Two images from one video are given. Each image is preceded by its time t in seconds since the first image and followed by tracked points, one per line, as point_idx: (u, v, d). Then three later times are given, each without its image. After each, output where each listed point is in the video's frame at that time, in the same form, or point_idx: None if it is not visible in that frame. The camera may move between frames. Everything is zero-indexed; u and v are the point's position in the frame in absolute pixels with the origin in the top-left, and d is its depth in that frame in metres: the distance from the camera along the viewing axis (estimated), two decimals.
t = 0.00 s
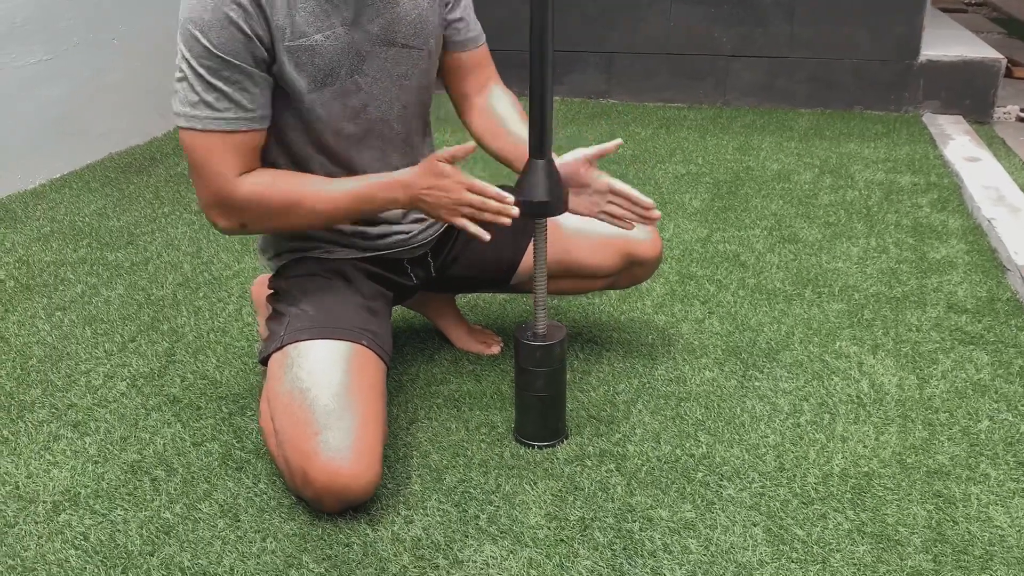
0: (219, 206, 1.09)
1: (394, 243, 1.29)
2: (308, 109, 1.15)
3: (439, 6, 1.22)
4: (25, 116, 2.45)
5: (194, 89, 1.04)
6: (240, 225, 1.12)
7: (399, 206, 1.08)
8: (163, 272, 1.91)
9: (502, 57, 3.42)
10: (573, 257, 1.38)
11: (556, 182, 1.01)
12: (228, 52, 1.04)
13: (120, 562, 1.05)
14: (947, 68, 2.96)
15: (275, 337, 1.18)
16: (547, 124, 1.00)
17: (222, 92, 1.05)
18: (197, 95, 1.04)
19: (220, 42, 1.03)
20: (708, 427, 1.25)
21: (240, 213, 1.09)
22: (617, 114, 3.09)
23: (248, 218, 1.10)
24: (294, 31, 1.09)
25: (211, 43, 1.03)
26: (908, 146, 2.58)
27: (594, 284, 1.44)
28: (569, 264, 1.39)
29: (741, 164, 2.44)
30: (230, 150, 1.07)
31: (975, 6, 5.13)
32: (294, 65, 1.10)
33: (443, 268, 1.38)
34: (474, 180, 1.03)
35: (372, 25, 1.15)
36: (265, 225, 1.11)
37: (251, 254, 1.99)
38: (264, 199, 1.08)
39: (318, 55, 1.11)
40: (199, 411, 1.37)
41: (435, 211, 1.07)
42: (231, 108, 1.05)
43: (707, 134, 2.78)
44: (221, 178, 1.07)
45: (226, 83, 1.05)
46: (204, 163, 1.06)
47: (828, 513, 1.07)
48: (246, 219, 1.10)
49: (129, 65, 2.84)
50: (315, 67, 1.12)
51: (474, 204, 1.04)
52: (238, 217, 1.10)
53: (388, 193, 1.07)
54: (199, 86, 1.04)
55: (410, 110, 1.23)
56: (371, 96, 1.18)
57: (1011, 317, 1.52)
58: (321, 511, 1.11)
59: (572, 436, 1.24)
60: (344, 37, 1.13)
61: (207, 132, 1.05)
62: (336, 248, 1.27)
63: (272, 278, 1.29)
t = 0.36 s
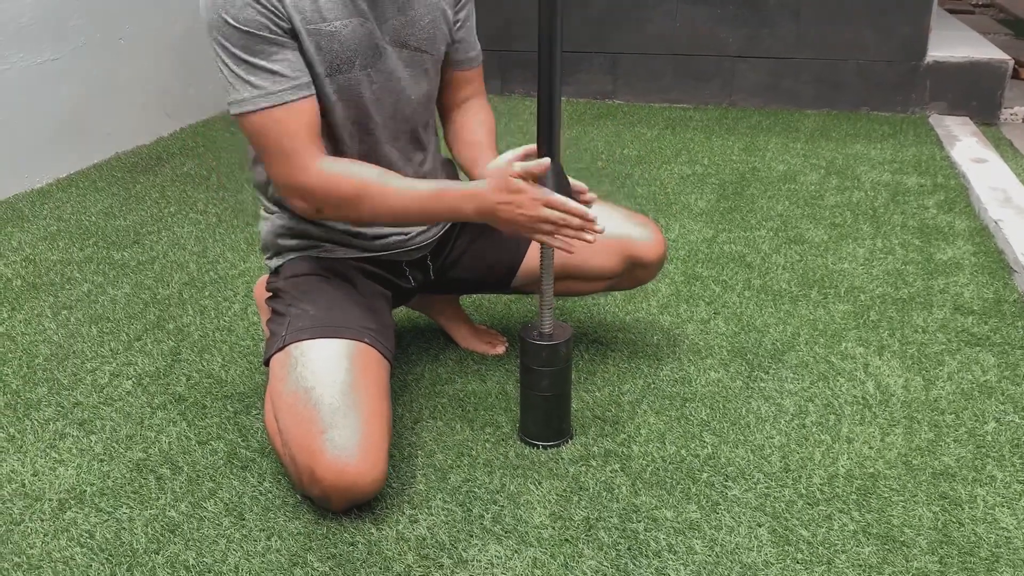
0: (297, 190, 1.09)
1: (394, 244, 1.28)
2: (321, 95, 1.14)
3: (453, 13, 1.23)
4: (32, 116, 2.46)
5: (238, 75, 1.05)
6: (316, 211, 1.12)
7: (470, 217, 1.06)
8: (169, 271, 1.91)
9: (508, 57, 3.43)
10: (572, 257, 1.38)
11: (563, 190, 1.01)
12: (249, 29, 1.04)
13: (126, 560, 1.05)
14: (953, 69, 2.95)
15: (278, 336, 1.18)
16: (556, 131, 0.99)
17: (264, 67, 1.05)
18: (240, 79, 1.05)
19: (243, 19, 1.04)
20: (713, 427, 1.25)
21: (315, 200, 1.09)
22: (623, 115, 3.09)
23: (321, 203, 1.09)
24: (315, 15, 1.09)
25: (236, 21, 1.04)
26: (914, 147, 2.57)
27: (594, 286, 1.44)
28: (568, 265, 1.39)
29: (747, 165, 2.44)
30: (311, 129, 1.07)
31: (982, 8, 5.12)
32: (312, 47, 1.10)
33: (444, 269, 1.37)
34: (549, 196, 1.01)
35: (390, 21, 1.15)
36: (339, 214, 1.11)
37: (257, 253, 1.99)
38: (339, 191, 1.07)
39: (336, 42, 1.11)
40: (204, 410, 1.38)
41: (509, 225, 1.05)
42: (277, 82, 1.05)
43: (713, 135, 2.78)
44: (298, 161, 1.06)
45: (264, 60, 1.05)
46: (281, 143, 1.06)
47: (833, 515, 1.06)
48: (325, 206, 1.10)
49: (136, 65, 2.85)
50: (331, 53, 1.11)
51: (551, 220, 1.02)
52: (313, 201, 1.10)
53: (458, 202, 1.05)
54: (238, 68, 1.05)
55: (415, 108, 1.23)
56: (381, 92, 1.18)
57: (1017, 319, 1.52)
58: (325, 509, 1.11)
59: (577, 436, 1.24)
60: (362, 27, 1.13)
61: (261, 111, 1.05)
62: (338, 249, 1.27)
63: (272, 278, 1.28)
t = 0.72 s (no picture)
0: (221, 186, 1.08)
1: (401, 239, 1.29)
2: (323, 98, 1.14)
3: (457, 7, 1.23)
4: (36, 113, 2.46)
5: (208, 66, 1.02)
6: (236, 205, 1.10)
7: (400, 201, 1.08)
8: (173, 268, 1.91)
9: (512, 55, 3.42)
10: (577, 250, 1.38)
11: (568, 190, 1.01)
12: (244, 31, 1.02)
13: (130, 556, 1.05)
14: (959, 68, 2.94)
15: (283, 333, 1.18)
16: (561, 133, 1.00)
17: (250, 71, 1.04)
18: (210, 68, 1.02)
19: (235, 19, 1.02)
20: (719, 425, 1.25)
21: (235, 191, 1.08)
22: (627, 113, 3.09)
23: (244, 198, 1.09)
24: (312, 19, 1.09)
25: (227, 20, 1.01)
26: (919, 146, 2.56)
27: (601, 277, 1.43)
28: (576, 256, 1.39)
29: (752, 163, 2.43)
30: (231, 130, 1.05)
31: (987, 7, 5.11)
32: (310, 51, 1.10)
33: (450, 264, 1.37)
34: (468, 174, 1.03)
35: (388, 22, 1.15)
36: (260, 208, 1.10)
37: (261, 251, 1.99)
38: (259, 177, 1.06)
39: (334, 45, 1.12)
40: (209, 407, 1.38)
41: (428, 206, 1.07)
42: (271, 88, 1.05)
43: (717, 133, 2.77)
44: (219, 159, 1.05)
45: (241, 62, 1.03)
46: (201, 141, 1.05)
47: (840, 513, 1.06)
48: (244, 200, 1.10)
49: (140, 62, 2.85)
50: (329, 56, 1.12)
51: (469, 200, 1.03)
52: (234, 197, 1.09)
53: (391, 186, 1.07)
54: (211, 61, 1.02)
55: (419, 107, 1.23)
56: (382, 92, 1.18)
57: None
58: (330, 506, 1.10)
59: (582, 434, 1.24)
60: (360, 30, 1.13)
61: (201, 106, 1.03)
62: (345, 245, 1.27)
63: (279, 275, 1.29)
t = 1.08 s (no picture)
0: (301, 197, 1.09)
1: (404, 243, 1.29)
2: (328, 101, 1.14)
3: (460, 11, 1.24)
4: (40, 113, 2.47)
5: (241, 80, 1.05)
6: (324, 217, 1.12)
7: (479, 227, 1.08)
8: (176, 269, 1.92)
9: (515, 56, 3.43)
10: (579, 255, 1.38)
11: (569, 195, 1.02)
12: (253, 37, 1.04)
13: (133, 556, 1.05)
14: (961, 69, 2.94)
15: (285, 335, 1.18)
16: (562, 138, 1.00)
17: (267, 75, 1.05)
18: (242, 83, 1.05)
19: (245, 28, 1.03)
20: (720, 427, 1.25)
21: (323, 205, 1.09)
22: (629, 114, 3.09)
23: (333, 211, 1.10)
24: (320, 20, 1.09)
25: (238, 30, 1.03)
26: (921, 147, 2.56)
27: (602, 286, 1.44)
28: (578, 265, 1.39)
29: (754, 164, 2.43)
30: (316, 137, 1.07)
31: (990, 8, 5.11)
32: (317, 53, 1.10)
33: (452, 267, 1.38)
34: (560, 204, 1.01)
35: (394, 24, 1.15)
36: (350, 222, 1.11)
37: (264, 251, 1.99)
38: (343, 197, 1.07)
39: (341, 46, 1.11)
40: (211, 407, 1.38)
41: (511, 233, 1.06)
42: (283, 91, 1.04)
43: (719, 134, 2.77)
44: (305, 171, 1.07)
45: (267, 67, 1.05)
46: (280, 153, 1.06)
47: (841, 514, 1.06)
48: (333, 214, 1.11)
49: (144, 63, 2.85)
50: (337, 58, 1.11)
51: (552, 228, 1.02)
52: (321, 209, 1.10)
53: (467, 210, 1.06)
54: (244, 76, 1.05)
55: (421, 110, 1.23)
56: (388, 93, 1.18)
57: None
58: (332, 507, 1.11)
59: (584, 435, 1.24)
60: (368, 31, 1.12)
61: (278, 118, 1.05)
62: (346, 247, 1.27)
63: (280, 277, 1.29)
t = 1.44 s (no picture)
0: (226, 197, 1.09)
1: (406, 245, 1.30)
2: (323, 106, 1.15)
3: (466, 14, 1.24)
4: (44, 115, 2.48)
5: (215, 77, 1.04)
6: (243, 216, 1.12)
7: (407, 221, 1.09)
8: (178, 270, 1.93)
9: (517, 58, 3.44)
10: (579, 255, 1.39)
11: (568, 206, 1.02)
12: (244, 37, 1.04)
13: (135, 555, 1.06)
14: (962, 71, 2.95)
15: (288, 335, 1.19)
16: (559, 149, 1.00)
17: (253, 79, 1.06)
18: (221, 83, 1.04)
19: (240, 29, 1.03)
20: (719, 427, 1.25)
21: (245, 204, 1.10)
22: (630, 116, 3.10)
23: (250, 209, 1.10)
24: (318, 27, 1.09)
25: (231, 30, 1.03)
26: (922, 149, 2.57)
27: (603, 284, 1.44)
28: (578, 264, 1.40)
29: (755, 166, 2.44)
30: (248, 140, 1.08)
31: (991, 10, 5.11)
32: (314, 59, 1.11)
33: (454, 269, 1.38)
34: (479, 200, 1.04)
35: (396, 30, 1.16)
36: (268, 219, 1.12)
37: (266, 253, 2.00)
38: (266, 196, 1.08)
39: (340, 54, 1.12)
40: (214, 407, 1.39)
41: (433, 229, 1.08)
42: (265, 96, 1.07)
43: (721, 136, 2.78)
44: (228, 170, 1.07)
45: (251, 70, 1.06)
46: (217, 151, 1.06)
47: (839, 515, 1.07)
48: (249, 213, 1.11)
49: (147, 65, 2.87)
50: (336, 65, 1.13)
51: (471, 224, 1.05)
52: (240, 209, 1.11)
53: (394, 207, 1.08)
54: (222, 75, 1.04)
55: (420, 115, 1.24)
56: (387, 99, 1.19)
57: None
58: (332, 507, 1.12)
59: (583, 436, 1.25)
60: (367, 37, 1.14)
61: (211, 117, 1.05)
62: (350, 247, 1.27)
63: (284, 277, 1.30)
